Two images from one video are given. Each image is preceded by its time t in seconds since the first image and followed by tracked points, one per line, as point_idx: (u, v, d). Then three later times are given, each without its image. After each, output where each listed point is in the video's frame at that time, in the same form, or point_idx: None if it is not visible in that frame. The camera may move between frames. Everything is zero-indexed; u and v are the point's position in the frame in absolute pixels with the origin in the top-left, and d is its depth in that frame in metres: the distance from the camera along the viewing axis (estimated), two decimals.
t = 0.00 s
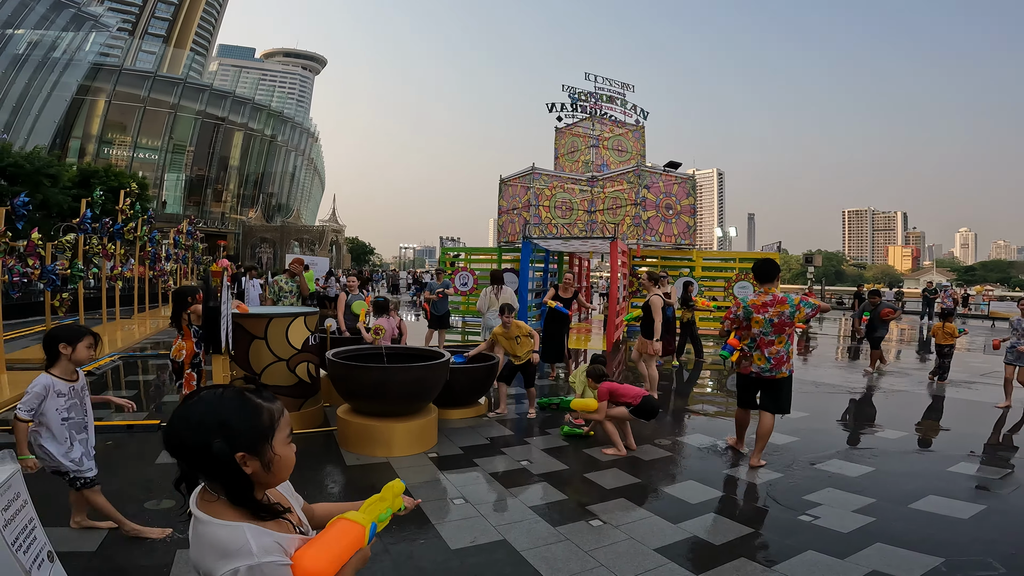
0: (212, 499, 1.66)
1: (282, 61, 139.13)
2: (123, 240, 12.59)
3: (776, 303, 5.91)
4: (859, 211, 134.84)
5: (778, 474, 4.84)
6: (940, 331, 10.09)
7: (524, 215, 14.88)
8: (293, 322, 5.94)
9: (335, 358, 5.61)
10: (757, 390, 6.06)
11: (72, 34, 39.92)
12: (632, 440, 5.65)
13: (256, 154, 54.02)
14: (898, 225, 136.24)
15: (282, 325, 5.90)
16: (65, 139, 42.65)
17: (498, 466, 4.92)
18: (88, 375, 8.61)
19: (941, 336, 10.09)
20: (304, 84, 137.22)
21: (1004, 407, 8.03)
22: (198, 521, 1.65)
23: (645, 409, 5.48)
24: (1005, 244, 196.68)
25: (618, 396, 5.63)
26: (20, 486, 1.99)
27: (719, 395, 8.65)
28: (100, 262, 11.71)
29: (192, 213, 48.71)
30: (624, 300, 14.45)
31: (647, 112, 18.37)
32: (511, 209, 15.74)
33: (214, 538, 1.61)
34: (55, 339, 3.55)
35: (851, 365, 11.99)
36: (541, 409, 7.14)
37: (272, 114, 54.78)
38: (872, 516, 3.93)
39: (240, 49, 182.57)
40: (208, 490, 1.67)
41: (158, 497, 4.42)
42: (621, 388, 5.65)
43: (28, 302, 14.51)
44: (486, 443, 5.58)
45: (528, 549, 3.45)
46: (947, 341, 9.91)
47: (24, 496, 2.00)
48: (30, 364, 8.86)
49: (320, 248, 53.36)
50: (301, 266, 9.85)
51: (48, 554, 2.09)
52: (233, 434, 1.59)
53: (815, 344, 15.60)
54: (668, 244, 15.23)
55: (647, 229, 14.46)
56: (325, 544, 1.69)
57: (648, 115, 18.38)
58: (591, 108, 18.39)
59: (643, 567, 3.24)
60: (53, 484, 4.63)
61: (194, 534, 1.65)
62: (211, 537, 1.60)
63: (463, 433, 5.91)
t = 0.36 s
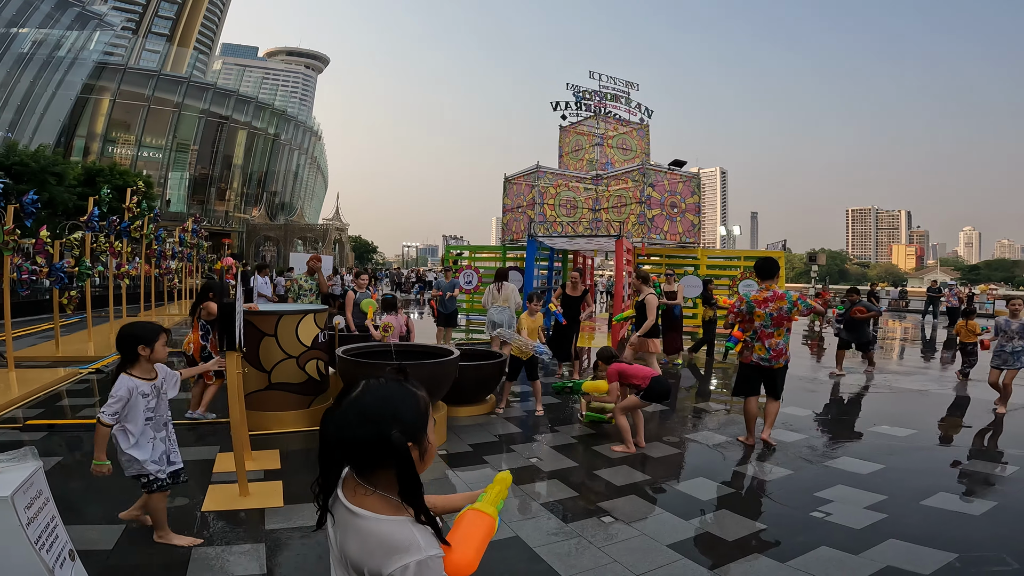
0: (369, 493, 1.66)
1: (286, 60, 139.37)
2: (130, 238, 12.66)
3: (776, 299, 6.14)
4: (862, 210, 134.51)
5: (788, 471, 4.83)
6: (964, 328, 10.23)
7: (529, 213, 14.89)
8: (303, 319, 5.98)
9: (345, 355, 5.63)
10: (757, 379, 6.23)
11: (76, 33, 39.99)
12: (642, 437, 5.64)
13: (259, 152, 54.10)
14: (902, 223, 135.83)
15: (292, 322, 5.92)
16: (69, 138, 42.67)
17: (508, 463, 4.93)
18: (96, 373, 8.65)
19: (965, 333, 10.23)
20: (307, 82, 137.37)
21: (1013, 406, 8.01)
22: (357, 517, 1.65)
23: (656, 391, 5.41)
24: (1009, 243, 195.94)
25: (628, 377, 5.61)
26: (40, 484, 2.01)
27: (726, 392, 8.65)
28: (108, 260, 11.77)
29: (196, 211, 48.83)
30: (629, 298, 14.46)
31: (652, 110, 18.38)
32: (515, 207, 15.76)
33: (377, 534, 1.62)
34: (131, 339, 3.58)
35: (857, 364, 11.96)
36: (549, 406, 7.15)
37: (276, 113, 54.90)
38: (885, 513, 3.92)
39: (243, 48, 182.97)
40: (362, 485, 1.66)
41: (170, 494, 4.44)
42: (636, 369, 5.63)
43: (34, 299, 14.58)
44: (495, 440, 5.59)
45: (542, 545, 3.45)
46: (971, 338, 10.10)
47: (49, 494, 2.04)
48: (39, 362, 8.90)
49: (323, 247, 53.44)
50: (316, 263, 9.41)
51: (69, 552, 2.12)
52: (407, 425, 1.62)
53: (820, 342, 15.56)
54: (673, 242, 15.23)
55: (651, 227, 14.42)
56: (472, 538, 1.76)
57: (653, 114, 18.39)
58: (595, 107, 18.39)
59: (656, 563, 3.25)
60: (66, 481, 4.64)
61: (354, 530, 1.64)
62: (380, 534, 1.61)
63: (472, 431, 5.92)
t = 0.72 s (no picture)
0: (415, 470, 1.73)
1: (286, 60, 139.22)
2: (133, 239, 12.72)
3: (778, 298, 6.25)
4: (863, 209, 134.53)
5: (792, 469, 4.88)
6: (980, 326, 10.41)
7: (531, 213, 14.94)
8: (310, 319, 6.02)
9: (353, 354, 5.65)
10: (760, 372, 6.35)
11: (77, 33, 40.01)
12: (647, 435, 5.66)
13: (260, 152, 54.15)
14: (902, 223, 135.89)
15: (299, 321, 5.95)
16: (70, 138, 42.67)
17: (514, 461, 4.98)
18: (102, 373, 8.69)
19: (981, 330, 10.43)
20: (307, 82, 137.32)
21: (1014, 405, 8.05)
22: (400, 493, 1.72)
23: (660, 384, 5.41)
24: (1009, 243, 196.16)
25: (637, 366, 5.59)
26: (68, 484, 2.37)
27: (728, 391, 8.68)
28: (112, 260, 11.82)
29: (196, 212, 48.90)
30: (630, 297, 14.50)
31: (653, 110, 18.41)
32: (517, 207, 15.79)
33: (417, 509, 1.69)
34: (238, 341, 3.71)
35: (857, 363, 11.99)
36: (553, 405, 7.19)
37: (276, 113, 54.95)
38: (888, 509, 3.96)
39: (243, 48, 182.78)
40: (408, 462, 1.74)
41: (185, 493, 4.49)
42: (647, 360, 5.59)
43: (38, 299, 14.63)
44: (501, 439, 5.64)
45: (551, 540, 3.50)
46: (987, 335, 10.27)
47: (74, 497, 2.36)
48: (44, 362, 8.95)
49: (324, 247, 53.48)
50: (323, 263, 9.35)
51: (92, 549, 2.44)
52: (458, 408, 1.68)
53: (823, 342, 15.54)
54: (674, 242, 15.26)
55: (653, 227, 14.50)
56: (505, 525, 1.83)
57: (654, 113, 18.42)
58: (596, 106, 18.42)
59: (665, 558, 3.29)
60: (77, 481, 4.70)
61: (397, 505, 1.71)
62: (419, 509, 1.68)
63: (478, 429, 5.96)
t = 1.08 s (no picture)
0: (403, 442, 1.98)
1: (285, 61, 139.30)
2: (141, 241, 12.86)
3: (784, 296, 6.77)
4: (861, 209, 134.83)
5: (795, 465, 5.01)
6: (988, 326, 10.84)
7: (533, 215, 15.10)
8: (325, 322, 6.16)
9: (367, 355, 5.83)
10: (771, 367, 6.84)
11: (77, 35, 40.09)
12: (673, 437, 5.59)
13: (260, 154, 54.29)
14: (901, 222, 136.21)
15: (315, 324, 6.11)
16: (71, 140, 42.73)
17: (525, 459, 5.12)
18: (114, 375, 8.84)
19: (989, 331, 10.87)
20: (306, 83, 137.47)
21: (1008, 402, 8.23)
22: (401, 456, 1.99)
23: (660, 376, 5.58)
24: (1007, 242, 196.63)
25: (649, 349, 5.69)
26: (127, 484, 2.37)
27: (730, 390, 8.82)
28: (120, 263, 11.95)
29: (197, 213, 49.01)
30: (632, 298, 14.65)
31: (653, 112, 18.57)
32: (519, 209, 15.92)
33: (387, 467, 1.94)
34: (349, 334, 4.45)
35: (856, 363, 12.14)
36: (560, 405, 7.33)
37: (276, 115, 55.07)
38: (888, 503, 4.11)
39: (242, 49, 182.85)
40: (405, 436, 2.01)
41: (209, 491, 4.62)
42: (660, 344, 5.68)
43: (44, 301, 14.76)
44: (511, 438, 5.78)
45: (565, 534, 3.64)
46: (995, 337, 10.68)
47: (132, 494, 2.37)
48: (57, 364, 9.08)
49: (324, 248, 53.63)
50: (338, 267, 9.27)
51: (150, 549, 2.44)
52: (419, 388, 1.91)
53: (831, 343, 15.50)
54: (675, 243, 15.41)
55: (654, 228, 14.74)
56: (453, 519, 1.76)
57: (654, 115, 18.58)
58: (597, 109, 18.56)
59: (676, 549, 3.43)
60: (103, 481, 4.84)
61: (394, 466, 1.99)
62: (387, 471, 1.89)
63: (489, 428, 6.10)
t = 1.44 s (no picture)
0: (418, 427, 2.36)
1: (285, 61, 139.42)
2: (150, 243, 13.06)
3: (786, 296, 7.10)
4: (863, 207, 134.77)
5: (796, 459, 5.19)
6: (995, 324, 10.79)
7: (536, 216, 15.30)
8: (340, 321, 6.34)
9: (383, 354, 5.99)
10: (773, 361, 7.19)
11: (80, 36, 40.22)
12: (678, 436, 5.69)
13: (262, 154, 54.48)
14: (902, 220, 136.20)
15: (332, 325, 6.29)
16: (74, 141, 42.86)
17: (535, 454, 5.29)
18: (131, 374, 9.08)
19: (997, 330, 10.81)
20: (307, 83, 137.66)
21: (1005, 399, 8.39)
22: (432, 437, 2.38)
23: (669, 373, 5.75)
24: (1008, 240, 196.58)
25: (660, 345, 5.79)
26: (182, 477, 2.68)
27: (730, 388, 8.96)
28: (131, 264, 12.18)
29: (199, 213, 49.20)
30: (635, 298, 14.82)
31: (655, 112, 18.71)
32: (522, 209, 16.09)
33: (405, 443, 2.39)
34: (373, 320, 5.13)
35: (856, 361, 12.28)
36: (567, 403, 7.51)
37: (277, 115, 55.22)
38: (884, 495, 4.28)
39: (243, 49, 183.03)
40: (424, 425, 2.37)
41: (236, 486, 4.78)
42: (671, 341, 5.75)
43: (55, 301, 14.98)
44: (521, 434, 5.95)
45: (578, 523, 3.82)
46: (1002, 335, 10.62)
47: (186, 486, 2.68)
48: (74, 363, 9.32)
49: (327, 248, 53.83)
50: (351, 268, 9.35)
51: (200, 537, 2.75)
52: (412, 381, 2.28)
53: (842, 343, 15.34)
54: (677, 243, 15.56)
55: (656, 228, 14.81)
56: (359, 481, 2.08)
57: (656, 116, 18.72)
58: (600, 110, 18.71)
59: (683, 537, 3.61)
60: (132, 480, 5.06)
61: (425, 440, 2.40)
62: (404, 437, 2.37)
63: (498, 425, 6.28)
